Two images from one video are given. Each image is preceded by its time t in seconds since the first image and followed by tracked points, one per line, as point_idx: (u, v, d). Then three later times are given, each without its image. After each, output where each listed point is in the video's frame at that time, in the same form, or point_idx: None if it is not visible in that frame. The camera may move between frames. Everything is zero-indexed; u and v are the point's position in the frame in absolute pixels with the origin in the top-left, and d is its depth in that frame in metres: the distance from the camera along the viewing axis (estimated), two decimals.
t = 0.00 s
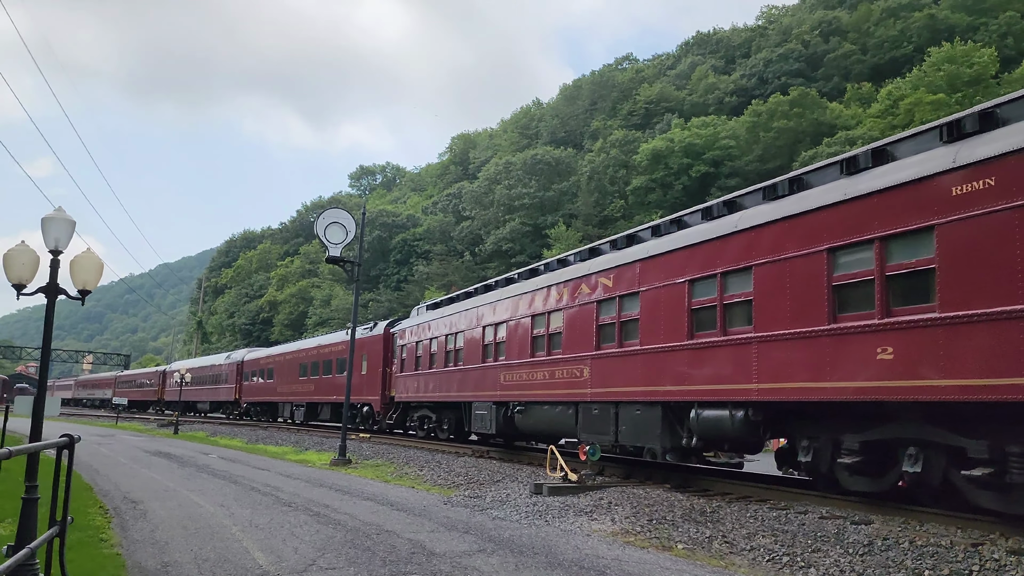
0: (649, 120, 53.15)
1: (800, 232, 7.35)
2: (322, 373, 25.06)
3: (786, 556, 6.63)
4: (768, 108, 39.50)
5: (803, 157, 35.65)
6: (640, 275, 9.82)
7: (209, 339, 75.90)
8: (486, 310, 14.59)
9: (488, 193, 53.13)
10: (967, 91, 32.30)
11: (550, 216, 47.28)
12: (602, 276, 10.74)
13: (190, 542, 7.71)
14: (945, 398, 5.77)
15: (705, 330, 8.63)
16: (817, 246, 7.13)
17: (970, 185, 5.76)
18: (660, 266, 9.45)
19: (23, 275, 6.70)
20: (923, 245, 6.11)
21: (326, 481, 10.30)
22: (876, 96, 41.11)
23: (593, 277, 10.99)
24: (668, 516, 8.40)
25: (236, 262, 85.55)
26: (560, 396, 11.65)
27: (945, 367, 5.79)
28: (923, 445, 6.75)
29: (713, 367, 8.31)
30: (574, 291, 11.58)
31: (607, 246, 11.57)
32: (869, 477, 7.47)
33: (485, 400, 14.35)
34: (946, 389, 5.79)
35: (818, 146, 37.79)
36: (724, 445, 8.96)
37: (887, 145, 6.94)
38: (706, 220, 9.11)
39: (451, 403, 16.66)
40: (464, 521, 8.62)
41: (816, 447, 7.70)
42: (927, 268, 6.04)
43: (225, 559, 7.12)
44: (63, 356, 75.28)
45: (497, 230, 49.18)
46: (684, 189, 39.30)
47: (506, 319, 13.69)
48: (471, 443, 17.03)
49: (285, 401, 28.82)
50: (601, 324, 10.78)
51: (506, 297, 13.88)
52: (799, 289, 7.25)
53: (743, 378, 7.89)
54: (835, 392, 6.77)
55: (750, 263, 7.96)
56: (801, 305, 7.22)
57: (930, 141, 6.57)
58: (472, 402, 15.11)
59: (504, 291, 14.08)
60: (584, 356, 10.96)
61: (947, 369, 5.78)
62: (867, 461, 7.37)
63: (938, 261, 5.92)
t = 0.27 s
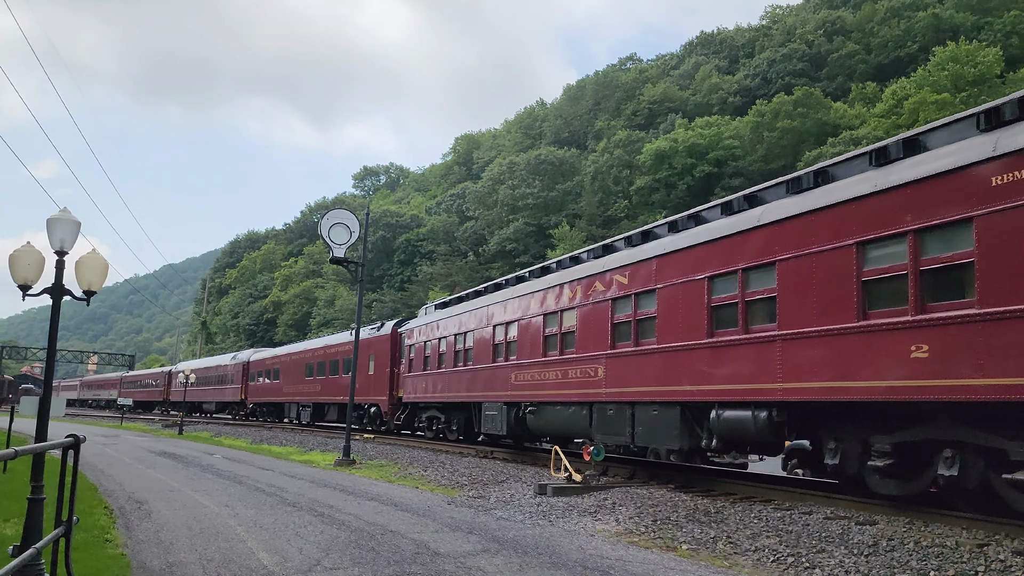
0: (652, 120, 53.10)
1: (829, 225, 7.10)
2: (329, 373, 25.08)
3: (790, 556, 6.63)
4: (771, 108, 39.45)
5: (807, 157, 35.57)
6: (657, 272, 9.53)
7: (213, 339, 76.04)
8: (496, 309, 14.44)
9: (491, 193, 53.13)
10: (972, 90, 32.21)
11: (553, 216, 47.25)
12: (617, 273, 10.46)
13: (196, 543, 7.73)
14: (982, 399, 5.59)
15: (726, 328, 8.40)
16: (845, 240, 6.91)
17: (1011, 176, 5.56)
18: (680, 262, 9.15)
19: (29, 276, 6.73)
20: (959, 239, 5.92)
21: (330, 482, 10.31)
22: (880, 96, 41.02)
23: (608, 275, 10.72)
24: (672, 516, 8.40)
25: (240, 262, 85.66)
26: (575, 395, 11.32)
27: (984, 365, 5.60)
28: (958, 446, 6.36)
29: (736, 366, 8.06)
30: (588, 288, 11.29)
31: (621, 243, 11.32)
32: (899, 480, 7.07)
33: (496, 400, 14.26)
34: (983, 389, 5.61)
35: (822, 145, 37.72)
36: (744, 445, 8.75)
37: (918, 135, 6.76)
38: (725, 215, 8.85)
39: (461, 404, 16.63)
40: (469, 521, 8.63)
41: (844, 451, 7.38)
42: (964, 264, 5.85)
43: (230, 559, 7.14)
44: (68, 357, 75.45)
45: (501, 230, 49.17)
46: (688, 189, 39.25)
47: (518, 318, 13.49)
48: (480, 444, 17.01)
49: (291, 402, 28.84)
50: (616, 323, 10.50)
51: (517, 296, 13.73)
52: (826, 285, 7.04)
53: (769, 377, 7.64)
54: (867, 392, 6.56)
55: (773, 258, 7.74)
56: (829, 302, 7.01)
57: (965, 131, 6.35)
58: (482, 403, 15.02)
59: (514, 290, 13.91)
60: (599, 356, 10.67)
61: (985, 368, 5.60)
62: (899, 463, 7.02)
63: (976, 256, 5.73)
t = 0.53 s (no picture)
0: (655, 121, 53.07)
1: (853, 220, 6.79)
2: (333, 374, 25.08)
3: (794, 557, 6.62)
4: (774, 109, 39.45)
5: (809, 157, 35.53)
6: (672, 270, 9.36)
7: (216, 341, 76.18)
8: (505, 308, 14.42)
9: (494, 194, 53.14)
10: (974, 90, 32.17)
11: (556, 216, 47.24)
12: (630, 271, 10.37)
13: (199, 544, 7.74)
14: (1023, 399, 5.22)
15: (743, 327, 8.15)
16: (872, 236, 6.57)
17: None
18: (694, 260, 8.97)
19: (32, 277, 6.75)
20: (995, 231, 5.58)
21: (332, 483, 10.31)
22: (883, 96, 40.96)
23: (620, 273, 10.61)
24: (675, 517, 8.39)
25: (243, 263, 85.76)
26: (587, 396, 11.20)
27: (1023, 365, 5.26)
28: (994, 449, 6.03)
29: (755, 366, 7.80)
30: (599, 286, 11.21)
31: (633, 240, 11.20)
32: (931, 485, 6.70)
33: (505, 401, 14.25)
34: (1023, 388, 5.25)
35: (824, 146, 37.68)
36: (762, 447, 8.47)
37: (949, 125, 6.33)
38: (743, 209, 8.61)
39: (468, 405, 16.65)
40: (471, 522, 8.63)
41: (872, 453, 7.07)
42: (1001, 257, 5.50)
43: (233, 561, 7.14)
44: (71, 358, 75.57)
45: (503, 231, 49.18)
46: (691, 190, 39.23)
47: (527, 318, 13.48)
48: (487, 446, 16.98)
49: (295, 403, 28.86)
50: (629, 322, 10.37)
51: (526, 295, 13.70)
52: (851, 282, 6.71)
53: (789, 376, 7.37)
54: (896, 393, 6.22)
55: (795, 256, 7.42)
56: (854, 299, 6.68)
57: (998, 118, 6.00)
58: (490, 404, 15.01)
59: (524, 289, 13.89)
60: (611, 356, 10.56)
61: None
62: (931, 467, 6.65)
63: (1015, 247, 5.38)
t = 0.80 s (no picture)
0: (652, 121, 53.04)
1: (875, 212, 6.63)
2: (333, 374, 25.03)
3: (791, 556, 6.62)
4: (771, 108, 39.43)
5: (807, 157, 35.55)
6: (683, 266, 9.27)
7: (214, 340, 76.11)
8: (509, 306, 14.43)
9: (492, 194, 53.09)
10: (972, 90, 32.20)
11: (554, 216, 47.20)
12: (638, 268, 10.31)
13: (196, 544, 7.72)
14: None
15: (757, 324, 8.03)
16: (894, 229, 6.41)
17: None
18: (705, 255, 8.87)
19: (29, 277, 6.73)
20: None
21: (330, 483, 10.30)
22: (880, 96, 40.95)
23: (628, 270, 10.55)
24: (673, 517, 8.39)
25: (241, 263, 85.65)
26: (596, 394, 11.09)
27: None
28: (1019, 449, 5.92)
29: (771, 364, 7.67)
30: (606, 283, 11.17)
31: (640, 236, 11.15)
32: (955, 488, 6.53)
33: (509, 401, 14.24)
34: None
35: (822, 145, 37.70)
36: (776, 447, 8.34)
37: (974, 114, 6.28)
38: (757, 203, 8.49)
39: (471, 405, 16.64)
40: (469, 522, 8.62)
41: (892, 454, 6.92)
42: None
43: (230, 561, 7.13)
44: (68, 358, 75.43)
45: (501, 231, 49.15)
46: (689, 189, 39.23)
47: (532, 316, 13.47)
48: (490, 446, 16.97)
49: (295, 402, 28.82)
50: (637, 320, 10.31)
51: (530, 293, 13.69)
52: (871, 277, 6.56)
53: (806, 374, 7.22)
54: (922, 393, 6.06)
55: (812, 249, 7.29)
56: (875, 295, 6.52)
57: None
58: (494, 403, 15.01)
59: (528, 287, 13.87)
60: (620, 354, 10.49)
61: None
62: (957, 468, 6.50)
63: None
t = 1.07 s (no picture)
0: (644, 119, 53.09)
1: (890, 202, 6.60)
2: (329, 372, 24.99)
3: (783, 552, 6.65)
4: (763, 107, 39.56)
5: (798, 155, 35.69)
6: (688, 260, 9.27)
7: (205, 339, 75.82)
8: (507, 303, 14.45)
9: (484, 192, 53.05)
10: (961, 88, 32.39)
11: (546, 214, 47.20)
12: (641, 262, 10.30)
13: (188, 543, 7.70)
14: None
15: (766, 319, 8.04)
16: (910, 220, 6.37)
17: None
18: (712, 249, 8.86)
19: (18, 275, 6.69)
20: None
21: (323, 481, 10.29)
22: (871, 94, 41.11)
23: (631, 264, 10.55)
24: (665, 513, 8.42)
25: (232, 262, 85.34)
26: (598, 391, 11.10)
27: None
28: None
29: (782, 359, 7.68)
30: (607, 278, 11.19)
31: (641, 229, 11.15)
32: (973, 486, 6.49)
33: (508, 399, 14.26)
34: None
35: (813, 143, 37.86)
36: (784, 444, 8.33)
37: (992, 100, 6.20)
38: (765, 194, 8.46)
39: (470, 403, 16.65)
40: (462, 520, 8.62)
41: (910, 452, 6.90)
42: None
43: (223, 559, 7.12)
44: (58, 358, 75.00)
45: (494, 229, 49.12)
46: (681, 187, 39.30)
47: (531, 312, 13.48)
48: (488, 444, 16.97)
49: (289, 401, 28.75)
50: (640, 315, 10.32)
51: (529, 288, 13.71)
52: (886, 270, 6.53)
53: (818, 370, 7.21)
54: (940, 388, 6.03)
55: (824, 241, 7.26)
56: (890, 288, 6.50)
57: None
58: (492, 401, 15.02)
59: (526, 283, 13.89)
60: (623, 350, 10.50)
61: None
62: (975, 467, 6.46)
63: None
